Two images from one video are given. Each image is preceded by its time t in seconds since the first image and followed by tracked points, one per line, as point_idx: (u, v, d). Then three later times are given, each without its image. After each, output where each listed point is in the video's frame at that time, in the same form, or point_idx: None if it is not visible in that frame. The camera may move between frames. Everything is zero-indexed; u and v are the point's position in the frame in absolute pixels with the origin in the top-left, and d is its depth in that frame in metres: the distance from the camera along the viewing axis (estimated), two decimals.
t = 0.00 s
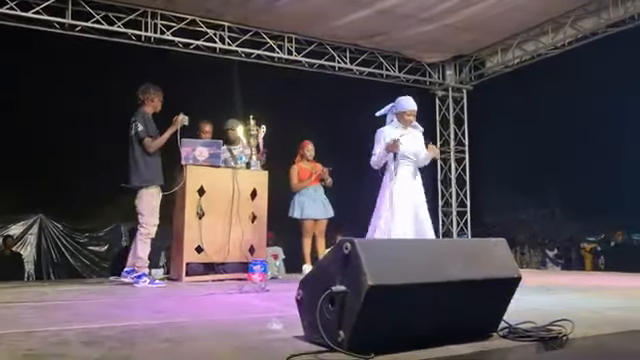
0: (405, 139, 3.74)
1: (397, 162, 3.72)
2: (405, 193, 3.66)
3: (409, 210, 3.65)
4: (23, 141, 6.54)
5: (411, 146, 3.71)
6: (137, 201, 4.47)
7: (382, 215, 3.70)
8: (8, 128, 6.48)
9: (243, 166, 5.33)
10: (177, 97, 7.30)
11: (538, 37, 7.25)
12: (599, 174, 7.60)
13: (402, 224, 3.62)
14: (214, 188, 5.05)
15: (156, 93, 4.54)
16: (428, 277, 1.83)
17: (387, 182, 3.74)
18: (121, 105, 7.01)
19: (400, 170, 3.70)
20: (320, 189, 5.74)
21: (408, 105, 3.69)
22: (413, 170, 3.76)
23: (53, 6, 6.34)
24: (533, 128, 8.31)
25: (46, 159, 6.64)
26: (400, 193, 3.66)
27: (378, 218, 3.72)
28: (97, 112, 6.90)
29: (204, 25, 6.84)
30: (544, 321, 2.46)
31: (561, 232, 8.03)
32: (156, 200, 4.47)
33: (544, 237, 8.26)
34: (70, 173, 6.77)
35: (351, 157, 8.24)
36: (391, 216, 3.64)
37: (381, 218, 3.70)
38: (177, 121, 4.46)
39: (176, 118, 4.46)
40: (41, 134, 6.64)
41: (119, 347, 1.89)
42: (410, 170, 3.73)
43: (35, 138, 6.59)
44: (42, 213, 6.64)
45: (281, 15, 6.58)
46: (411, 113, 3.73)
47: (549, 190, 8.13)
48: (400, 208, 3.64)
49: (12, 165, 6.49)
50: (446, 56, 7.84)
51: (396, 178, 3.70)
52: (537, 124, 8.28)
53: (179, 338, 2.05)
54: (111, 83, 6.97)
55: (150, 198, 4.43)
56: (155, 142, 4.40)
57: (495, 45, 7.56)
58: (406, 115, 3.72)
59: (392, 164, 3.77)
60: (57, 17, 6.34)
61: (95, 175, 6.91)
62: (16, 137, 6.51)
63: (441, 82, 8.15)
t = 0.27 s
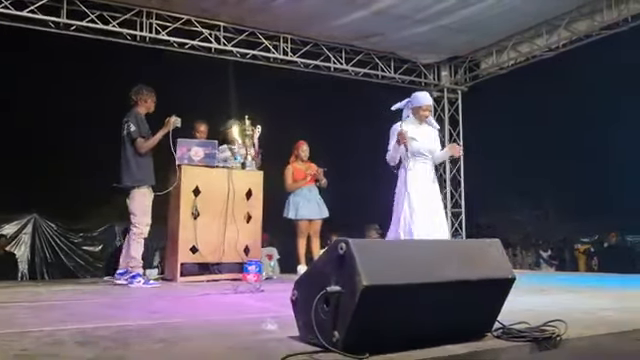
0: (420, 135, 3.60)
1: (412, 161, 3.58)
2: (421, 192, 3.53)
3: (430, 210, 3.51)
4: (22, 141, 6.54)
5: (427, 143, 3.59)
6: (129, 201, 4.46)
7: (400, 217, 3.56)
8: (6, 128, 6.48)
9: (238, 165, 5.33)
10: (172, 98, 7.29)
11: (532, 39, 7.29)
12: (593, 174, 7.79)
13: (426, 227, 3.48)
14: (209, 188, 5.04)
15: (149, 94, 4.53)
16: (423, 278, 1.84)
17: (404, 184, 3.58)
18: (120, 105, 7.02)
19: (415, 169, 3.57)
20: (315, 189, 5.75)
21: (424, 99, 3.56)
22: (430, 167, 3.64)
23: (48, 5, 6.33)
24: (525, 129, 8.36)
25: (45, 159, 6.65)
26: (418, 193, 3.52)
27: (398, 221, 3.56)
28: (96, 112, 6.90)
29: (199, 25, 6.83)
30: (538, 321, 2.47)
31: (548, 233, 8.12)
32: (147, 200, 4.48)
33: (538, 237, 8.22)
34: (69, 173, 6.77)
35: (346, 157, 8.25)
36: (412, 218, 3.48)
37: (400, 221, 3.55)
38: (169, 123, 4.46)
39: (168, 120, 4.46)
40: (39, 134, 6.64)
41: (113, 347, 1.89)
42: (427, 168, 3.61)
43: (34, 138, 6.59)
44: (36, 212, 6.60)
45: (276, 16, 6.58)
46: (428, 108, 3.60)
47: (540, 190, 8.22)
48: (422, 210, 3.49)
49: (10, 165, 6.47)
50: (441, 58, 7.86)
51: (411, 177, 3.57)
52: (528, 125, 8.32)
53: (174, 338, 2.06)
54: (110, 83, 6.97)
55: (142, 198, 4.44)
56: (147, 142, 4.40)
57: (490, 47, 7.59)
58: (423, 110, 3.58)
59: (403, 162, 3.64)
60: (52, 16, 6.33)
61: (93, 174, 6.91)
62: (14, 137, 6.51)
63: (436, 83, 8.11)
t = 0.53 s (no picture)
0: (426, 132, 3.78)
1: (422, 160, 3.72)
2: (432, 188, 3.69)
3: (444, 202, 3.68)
4: (19, 141, 6.40)
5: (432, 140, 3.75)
6: (115, 201, 4.47)
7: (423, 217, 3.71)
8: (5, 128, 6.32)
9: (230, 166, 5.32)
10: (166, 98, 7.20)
11: (525, 42, 7.32)
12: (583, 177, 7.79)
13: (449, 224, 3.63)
14: (201, 187, 5.03)
15: (139, 95, 4.55)
16: (415, 278, 1.84)
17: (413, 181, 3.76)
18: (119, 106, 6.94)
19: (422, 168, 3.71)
20: (307, 189, 5.75)
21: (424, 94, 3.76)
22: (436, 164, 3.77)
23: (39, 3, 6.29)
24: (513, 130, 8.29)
25: (42, 159, 6.50)
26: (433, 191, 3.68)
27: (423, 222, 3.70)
28: (94, 111, 6.79)
29: (192, 24, 6.82)
30: (528, 321, 2.49)
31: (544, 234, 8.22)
32: (133, 199, 4.49)
33: (529, 239, 8.31)
34: (65, 173, 6.65)
35: (338, 158, 8.25)
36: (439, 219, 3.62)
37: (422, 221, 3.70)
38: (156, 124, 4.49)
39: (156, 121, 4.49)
40: (37, 135, 6.49)
41: (104, 347, 1.89)
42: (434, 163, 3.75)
43: (31, 139, 6.45)
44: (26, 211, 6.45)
45: (269, 16, 6.58)
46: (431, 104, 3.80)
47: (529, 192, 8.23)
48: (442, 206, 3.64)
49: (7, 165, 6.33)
50: (433, 59, 7.89)
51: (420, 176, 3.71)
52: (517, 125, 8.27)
53: (165, 338, 2.05)
54: (108, 84, 6.87)
55: (128, 197, 4.45)
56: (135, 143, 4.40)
57: (482, 49, 7.63)
58: (425, 104, 3.77)
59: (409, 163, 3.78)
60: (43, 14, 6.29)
61: (91, 174, 6.80)
62: (12, 137, 6.36)
63: (429, 85, 8.16)
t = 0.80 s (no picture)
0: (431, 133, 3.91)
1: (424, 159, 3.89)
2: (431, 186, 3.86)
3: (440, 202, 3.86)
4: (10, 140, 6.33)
5: (436, 139, 3.89)
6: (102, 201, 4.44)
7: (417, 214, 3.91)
8: None
9: (222, 165, 5.31)
10: (158, 97, 7.13)
11: (516, 44, 7.36)
12: (570, 181, 7.84)
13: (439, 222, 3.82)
14: (192, 186, 5.02)
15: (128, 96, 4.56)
16: (404, 278, 1.85)
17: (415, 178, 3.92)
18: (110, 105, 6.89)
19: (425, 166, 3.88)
20: (298, 189, 5.75)
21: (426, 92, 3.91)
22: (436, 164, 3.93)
23: None
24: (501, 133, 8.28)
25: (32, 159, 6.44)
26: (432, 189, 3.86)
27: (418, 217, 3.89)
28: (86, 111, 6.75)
29: (184, 23, 6.79)
30: (517, 322, 2.50)
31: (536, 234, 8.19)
32: (119, 198, 4.46)
33: (519, 240, 8.36)
34: (54, 173, 6.58)
35: (329, 158, 8.25)
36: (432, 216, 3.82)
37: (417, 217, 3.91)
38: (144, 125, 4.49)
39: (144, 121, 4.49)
40: (27, 134, 6.42)
41: (93, 346, 1.88)
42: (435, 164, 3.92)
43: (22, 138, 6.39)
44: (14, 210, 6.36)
45: (262, 15, 6.57)
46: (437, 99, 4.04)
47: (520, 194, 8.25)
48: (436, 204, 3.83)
49: None
50: (425, 60, 7.91)
51: (422, 173, 3.88)
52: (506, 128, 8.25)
53: (155, 337, 2.04)
54: (100, 84, 6.83)
55: (115, 196, 4.43)
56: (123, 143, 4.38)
57: (473, 51, 7.67)
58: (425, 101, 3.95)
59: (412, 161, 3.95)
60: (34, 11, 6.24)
61: (79, 175, 6.75)
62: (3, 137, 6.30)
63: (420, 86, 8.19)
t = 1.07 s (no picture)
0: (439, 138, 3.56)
1: (432, 160, 3.57)
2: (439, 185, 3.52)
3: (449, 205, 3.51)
4: None
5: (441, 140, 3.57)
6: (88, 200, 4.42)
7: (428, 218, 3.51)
8: None
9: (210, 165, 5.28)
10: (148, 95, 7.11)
11: (504, 47, 7.41)
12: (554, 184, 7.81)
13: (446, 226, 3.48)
14: (180, 186, 5.00)
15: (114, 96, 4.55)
16: (392, 279, 1.86)
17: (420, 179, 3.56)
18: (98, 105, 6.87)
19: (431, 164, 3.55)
20: (286, 189, 5.75)
21: (425, 90, 3.63)
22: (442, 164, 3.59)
23: None
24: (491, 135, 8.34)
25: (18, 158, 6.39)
26: (440, 188, 3.52)
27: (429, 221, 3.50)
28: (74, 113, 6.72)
29: (174, 22, 6.76)
30: (502, 323, 2.52)
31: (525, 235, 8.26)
32: (105, 198, 4.42)
33: (506, 241, 8.44)
34: (40, 174, 6.53)
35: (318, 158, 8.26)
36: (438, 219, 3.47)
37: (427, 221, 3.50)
38: (130, 125, 4.48)
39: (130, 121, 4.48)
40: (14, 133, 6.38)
41: (79, 345, 1.87)
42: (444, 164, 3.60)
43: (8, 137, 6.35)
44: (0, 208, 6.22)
45: (252, 15, 6.57)
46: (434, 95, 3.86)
47: (508, 195, 8.32)
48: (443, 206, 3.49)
49: None
50: (415, 62, 7.94)
51: (428, 173, 3.56)
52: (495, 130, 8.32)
53: (142, 337, 2.04)
54: (89, 83, 6.79)
55: (101, 195, 4.40)
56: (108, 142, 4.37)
57: (462, 53, 7.72)
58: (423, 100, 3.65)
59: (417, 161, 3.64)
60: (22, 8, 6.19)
61: (66, 177, 6.70)
62: None
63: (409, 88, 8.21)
